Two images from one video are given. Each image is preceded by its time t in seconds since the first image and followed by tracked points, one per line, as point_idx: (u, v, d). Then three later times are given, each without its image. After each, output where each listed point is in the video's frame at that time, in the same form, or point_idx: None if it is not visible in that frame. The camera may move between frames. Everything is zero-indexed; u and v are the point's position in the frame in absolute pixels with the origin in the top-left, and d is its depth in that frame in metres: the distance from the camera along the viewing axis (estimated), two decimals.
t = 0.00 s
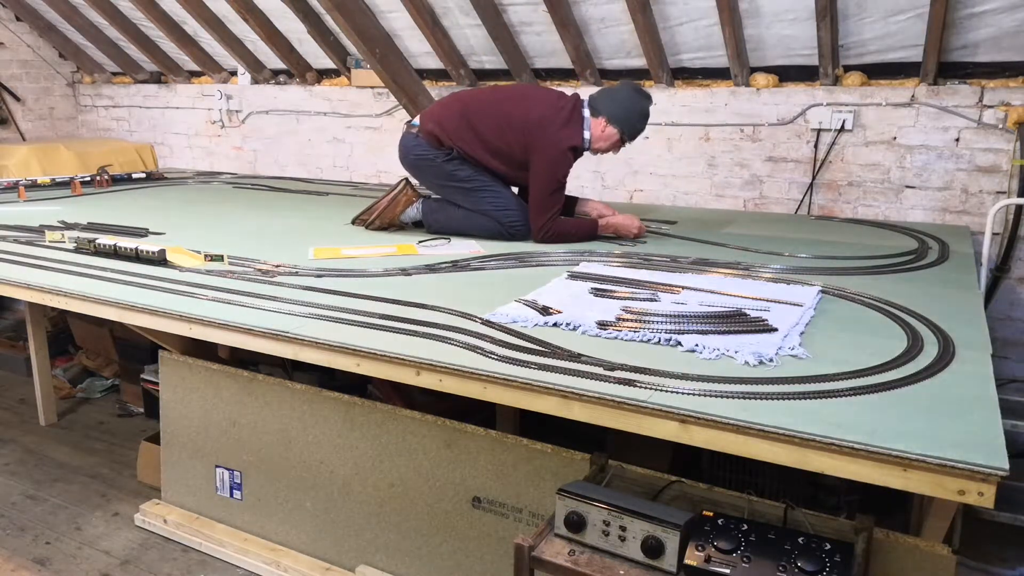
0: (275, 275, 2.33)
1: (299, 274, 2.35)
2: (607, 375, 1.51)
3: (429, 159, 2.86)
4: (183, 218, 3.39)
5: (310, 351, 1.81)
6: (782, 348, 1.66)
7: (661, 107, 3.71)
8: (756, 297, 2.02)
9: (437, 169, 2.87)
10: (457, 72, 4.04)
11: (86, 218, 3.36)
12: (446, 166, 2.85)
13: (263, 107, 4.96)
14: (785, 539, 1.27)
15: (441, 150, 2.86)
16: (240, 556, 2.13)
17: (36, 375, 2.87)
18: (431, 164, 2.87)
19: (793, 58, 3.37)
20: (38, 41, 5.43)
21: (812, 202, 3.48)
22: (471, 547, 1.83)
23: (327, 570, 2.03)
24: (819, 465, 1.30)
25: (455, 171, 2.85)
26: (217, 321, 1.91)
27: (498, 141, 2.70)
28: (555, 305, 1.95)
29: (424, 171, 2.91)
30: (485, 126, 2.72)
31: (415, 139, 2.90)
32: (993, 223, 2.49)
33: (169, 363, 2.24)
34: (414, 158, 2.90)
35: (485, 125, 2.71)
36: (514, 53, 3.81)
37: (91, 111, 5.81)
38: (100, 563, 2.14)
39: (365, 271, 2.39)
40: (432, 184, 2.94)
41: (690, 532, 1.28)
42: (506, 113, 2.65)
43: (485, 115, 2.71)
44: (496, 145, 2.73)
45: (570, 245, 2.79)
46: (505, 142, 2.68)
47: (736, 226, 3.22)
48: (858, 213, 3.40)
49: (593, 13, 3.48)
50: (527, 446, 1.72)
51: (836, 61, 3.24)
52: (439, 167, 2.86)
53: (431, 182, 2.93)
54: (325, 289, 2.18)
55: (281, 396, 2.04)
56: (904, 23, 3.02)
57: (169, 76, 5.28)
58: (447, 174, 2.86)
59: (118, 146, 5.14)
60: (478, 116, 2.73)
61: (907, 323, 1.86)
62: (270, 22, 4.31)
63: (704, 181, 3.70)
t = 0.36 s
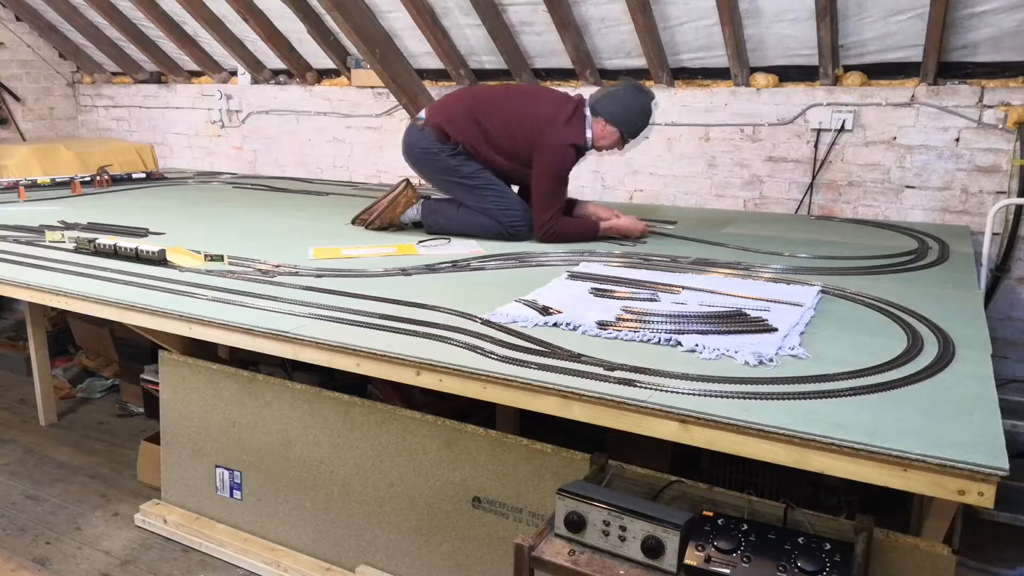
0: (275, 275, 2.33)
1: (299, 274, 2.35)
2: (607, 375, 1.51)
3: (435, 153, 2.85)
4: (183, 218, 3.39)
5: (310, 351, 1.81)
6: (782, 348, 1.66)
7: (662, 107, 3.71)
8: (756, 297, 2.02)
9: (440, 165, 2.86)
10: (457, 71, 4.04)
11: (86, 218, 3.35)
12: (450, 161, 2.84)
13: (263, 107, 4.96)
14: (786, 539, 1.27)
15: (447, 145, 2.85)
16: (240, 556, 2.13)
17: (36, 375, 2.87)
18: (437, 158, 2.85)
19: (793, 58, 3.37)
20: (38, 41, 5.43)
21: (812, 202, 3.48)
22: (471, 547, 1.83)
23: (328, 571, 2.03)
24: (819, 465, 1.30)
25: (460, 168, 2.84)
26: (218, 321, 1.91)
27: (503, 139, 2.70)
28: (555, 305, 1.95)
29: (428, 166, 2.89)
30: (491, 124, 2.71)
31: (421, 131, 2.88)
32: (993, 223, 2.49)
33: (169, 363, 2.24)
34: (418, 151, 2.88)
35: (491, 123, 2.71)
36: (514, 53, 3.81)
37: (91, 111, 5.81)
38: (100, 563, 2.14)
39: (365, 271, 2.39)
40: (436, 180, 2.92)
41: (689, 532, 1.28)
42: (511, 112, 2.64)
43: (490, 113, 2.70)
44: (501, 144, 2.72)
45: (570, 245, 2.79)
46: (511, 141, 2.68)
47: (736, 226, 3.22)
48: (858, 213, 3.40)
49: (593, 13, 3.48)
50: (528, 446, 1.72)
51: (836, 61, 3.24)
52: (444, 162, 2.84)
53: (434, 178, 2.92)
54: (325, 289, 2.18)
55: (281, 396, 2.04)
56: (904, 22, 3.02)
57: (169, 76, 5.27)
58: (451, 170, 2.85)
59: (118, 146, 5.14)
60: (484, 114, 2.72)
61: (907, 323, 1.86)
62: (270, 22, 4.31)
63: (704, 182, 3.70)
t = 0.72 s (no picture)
0: (275, 275, 2.33)
1: (299, 274, 2.35)
2: (607, 375, 1.51)
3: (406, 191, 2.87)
4: (183, 218, 3.39)
5: (310, 351, 1.81)
6: (783, 349, 1.66)
7: (662, 107, 3.71)
8: (756, 297, 2.02)
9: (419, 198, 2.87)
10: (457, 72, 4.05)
11: (86, 218, 3.35)
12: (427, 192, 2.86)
13: (263, 107, 4.96)
14: (786, 539, 1.27)
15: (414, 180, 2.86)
16: (240, 556, 2.13)
17: (36, 375, 2.87)
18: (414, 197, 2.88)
19: (793, 57, 3.37)
20: (37, 41, 5.43)
21: (811, 202, 3.48)
22: (471, 547, 1.83)
23: (328, 571, 2.03)
24: (819, 465, 1.30)
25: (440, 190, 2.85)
26: (218, 322, 1.91)
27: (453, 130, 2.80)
28: (555, 305, 1.95)
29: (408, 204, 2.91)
30: (434, 124, 2.82)
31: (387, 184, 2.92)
32: (993, 222, 2.49)
33: (170, 363, 2.24)
34: (389, 194, 2.91)
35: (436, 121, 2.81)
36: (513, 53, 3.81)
37: (91, 111, 5.81)
38: (100, 563, 2.14)
39: (365, 271, 2.40)
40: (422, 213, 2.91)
41: (689, 532, 1.28)
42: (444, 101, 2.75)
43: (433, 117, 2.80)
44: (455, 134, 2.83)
45: (569, 245, 2.79)
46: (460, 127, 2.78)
47: (736, 226, 3.22)
48: (858, 213, 3.40)
49: (593, 13, 3.48)
50: (528, 446, 1.72)
51: (836, 61, 3.24)
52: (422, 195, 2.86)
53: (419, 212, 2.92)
54: (325, 289, 2.18)
55: (281, 396, 2.04)
56: (904, 22, 3.02)
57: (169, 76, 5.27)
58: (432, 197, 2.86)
59: (118, 146, 5.14)
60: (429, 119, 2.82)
61: (907, 323, 1.86)
62: (269, 22, 4.31)
63: (703, 182, 3.70)
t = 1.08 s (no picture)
0: (275, 275, 2.33)
1: (299, 274, 2.35)
2: (607, 376, 1.51)
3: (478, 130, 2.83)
4: (183, 218, 3.39)
5: (310, 351, 1.81)
6: (782, 349, 1.66)
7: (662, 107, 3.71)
8: (756, 298, 2.02)
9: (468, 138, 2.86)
10: (457, 71, 4.05)
11: (86, 218, 3.35)
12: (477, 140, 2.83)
13: (263, 107, 4.96)
14: (786, 539, 1.27)
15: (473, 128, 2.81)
16: (240, 556, 2.13)
17: (36, 375, 2.87)
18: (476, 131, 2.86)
19: (793, 57, 3.37)
20: (37, 41, 5.43)
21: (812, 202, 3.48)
22: (471, 547, 1.83)
23: (327, 571, 2.03)
24: (819, 465, 1.30)
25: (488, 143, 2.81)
26: (218, 321, 1.91)
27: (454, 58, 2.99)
28: (555, 305, 1.95)
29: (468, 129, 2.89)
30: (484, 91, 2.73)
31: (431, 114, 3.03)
32: (993, 222, 2.49)
33: (170, 363, 2.24)
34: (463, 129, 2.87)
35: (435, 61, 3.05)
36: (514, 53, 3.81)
37: (91, 111, 5.81)
38: (101, 563, 2.14)
39: (365, 270, 2.39)
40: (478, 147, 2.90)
41: (690, 532, 1.28)
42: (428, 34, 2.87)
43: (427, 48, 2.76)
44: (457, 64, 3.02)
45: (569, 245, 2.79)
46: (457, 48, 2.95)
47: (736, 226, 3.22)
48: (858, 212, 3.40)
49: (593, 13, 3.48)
50: (528, 446, 1.72)
51: (836, 61, 3.25)
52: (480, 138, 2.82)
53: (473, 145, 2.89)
54: (325, 289, 2.18)
55: (281, 396, 2.04)
56: (904, 22, 3.02)
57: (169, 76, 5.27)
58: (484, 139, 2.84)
59: (118, 146, 5.14)
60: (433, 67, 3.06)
61: (908, 323, 1.86)
62: (270, 22, 4.31)
63: (704, 182, 3.70)
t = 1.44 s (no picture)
0: (275, 275, 2.33)
1: (299, 275, 2.35)
2: (607, 376, 1.51)
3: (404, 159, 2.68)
4: (183, 218, 3.39)
5: (310, 351, 1.81)
6: (783, 349, 1.66)
7: (662, 107, 3.71)
8: (756, 298, 2.02)
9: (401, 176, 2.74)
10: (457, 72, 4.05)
11: (86, 218, 3.35)
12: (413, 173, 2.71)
13: (263, 107, 4.96)
14: (786, 539, 1.27)
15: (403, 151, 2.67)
16: (240, 556, 2.13)
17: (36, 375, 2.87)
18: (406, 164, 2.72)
19: (793, 57, 3.37)
20: (37, 42, 5.43)
21: (811, 202, 3.48)
22: (471, 547, 1.83)
23: (327, 571, 2.03)
24: (819, 466, 1.30)
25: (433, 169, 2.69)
26: (218, 322, 1.91)
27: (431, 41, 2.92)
28: (555, 306, 1.95)
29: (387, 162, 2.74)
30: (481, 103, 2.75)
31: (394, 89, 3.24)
32: (993, 222, 2.49)
33: (170, 363, 2.24)
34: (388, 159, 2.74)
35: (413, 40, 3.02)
36: (513, 53, 3.81)
37: (91, 111, 5.81)
38: (100, 563, 2.14)
39: (365, 271, 2.39)
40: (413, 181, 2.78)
41: (689, 532, 1.28)
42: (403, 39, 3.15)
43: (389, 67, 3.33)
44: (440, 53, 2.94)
45: (570, 245, 2.79)
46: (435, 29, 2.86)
47: (736, 226, 3.22)
48: (858, 212, 3.40)
49: (592, 13, 3.48)
50: (527, 446, 1.72)
51: (836, 62, 3.25)
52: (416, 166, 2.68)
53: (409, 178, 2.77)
54: (325, 290, 2.18)
55: (281, 396, 2.04)
56: (904, 23, 3.02)
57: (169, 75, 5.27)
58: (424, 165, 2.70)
59: (118, 146, 5.14)
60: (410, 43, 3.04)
61: (908, 324, 1.86)
62: (270, 22, 4.31)
63: (704, 182, 3.70)
